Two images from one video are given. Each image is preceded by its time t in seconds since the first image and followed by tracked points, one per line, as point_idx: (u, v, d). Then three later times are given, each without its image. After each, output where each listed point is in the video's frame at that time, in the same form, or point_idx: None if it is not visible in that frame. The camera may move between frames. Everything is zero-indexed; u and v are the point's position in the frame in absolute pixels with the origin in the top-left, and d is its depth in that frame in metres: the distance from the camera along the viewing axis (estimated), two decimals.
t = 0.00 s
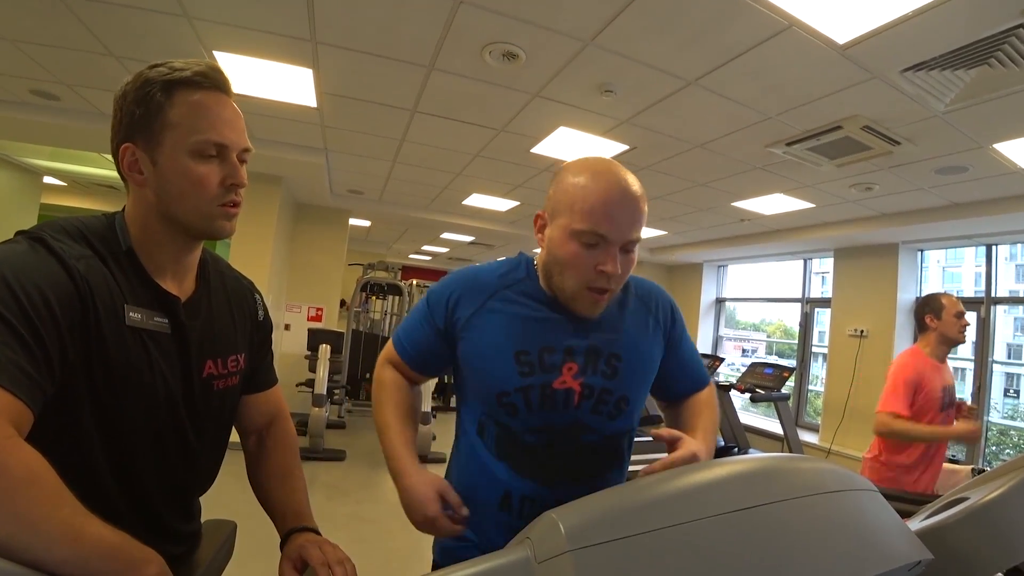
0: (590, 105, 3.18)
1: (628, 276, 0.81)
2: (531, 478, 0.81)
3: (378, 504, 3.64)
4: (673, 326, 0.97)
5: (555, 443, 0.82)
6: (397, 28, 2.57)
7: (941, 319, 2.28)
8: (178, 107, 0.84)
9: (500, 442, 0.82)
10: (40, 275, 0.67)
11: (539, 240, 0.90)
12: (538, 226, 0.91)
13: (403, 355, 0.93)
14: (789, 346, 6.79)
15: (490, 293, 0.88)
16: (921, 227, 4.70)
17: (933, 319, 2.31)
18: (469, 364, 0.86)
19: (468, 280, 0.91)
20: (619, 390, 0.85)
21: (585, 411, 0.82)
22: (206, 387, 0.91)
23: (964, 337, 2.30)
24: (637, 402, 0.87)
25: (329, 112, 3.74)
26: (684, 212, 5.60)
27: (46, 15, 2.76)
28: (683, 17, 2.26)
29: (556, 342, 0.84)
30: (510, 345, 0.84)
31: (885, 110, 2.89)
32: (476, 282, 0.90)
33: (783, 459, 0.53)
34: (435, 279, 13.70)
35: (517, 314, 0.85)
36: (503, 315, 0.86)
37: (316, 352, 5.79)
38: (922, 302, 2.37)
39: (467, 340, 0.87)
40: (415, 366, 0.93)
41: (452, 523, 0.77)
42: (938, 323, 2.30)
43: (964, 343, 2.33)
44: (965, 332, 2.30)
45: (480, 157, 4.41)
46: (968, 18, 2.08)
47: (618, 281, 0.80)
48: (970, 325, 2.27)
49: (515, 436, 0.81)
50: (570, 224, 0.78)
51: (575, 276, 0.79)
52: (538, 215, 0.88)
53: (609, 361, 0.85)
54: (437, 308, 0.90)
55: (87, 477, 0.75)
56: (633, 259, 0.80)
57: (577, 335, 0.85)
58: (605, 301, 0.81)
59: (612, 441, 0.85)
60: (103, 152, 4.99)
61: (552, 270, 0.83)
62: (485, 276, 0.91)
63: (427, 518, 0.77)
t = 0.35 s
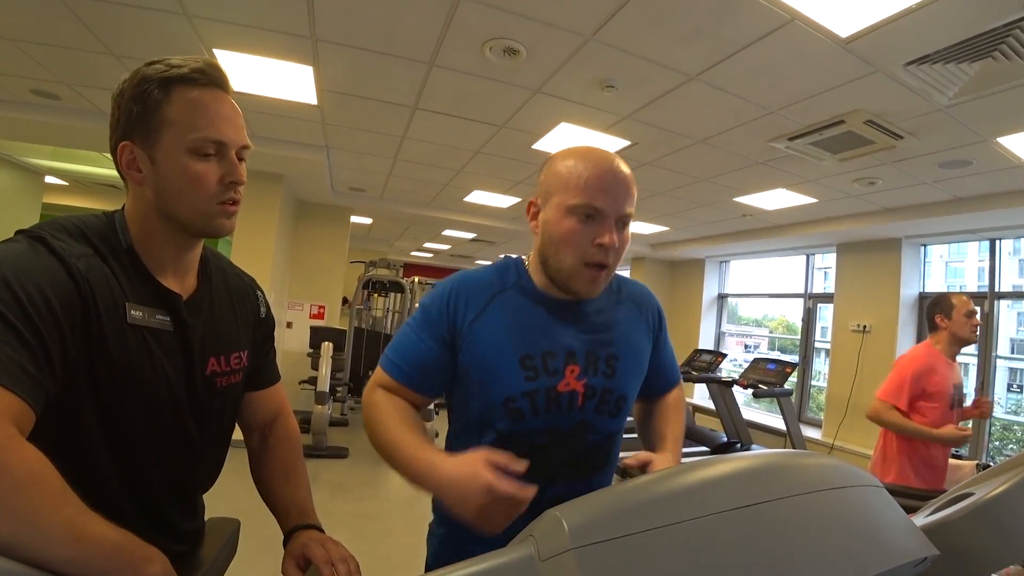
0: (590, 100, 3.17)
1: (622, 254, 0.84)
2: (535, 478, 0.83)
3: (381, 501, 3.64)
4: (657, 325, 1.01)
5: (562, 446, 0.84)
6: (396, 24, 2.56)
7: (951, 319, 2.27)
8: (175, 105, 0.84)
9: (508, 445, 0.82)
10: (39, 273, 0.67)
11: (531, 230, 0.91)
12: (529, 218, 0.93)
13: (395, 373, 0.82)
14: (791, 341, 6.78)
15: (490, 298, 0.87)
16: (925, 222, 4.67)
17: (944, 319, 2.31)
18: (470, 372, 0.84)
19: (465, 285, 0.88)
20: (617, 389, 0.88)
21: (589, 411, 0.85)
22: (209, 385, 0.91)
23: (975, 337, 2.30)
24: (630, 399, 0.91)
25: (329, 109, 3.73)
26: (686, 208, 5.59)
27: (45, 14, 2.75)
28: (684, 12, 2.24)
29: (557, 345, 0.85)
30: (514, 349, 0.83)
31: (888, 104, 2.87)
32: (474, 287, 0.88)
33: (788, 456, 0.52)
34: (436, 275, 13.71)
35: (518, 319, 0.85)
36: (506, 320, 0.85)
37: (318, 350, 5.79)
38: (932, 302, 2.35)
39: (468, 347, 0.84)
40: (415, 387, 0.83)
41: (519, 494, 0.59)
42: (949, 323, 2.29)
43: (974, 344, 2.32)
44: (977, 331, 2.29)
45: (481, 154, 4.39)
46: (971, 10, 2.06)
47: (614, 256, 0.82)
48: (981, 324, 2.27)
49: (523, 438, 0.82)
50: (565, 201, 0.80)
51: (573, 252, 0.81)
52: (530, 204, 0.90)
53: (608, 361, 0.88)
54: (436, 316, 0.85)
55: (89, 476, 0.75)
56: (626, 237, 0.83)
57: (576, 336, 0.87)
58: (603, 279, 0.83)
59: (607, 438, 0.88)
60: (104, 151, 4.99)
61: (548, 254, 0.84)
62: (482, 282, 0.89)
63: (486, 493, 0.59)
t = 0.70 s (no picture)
0: (591, 98, 3.16)
1: (648, 257, 0.92)
2: (557, 474, 0.88)
3: (384, 500, 3.65)
4: (670, 342, 1.09)
5: (583, 442, 0.89)
6: (396, 23, 2.56)
7: (950, 314, 2.27)
8: (175, 106, 0.84)
9: (534, 439, 0.88)
10: (40, 275, 0.67)
11: (563, 238, 1.00)
12: (561, 228, 1.02)
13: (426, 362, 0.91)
14: (794, 339, 6.77)
15: (521, 301, 0.95)
16: (927, 218, 4.66)
17: (943, 315, 2.30)
18: (502, 368, 0.91)
19: (499, 288, 0.97)
20: (635, 393, 0.94)
21: (609, 411, 0.91)
22: (210, 385, 0.92)
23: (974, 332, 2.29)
24: (646, 405, 0.97)
25: (330, 109, 3.73)
26: (687, 205, 5.58)
27: (46, 16, 2.76)
28: (684, 9, 2.24)
29: (581, 347, 0.93)
30: (543, 348, 0.91)
31: (890, 99, 2.86)
32: (506, 290, 0.97)
33: (789, 454, 0.52)
34: (438, 274, 13.71)
35: (545, 321, 0.93)
36: (536, 320, 0.93)
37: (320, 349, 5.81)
38: (933, 297, 2.35)
39: (501, 344, 0.92)
40: (448, 382, 0.92)
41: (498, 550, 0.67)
42: (948, 319, 2.28)
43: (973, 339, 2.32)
44: (975, 328, 2.29)
45: (482, 152, 4.39)
46: (972, 5, 2.05)
47: (642, 257, 0.91)
48: (980, 322, 2.27)
49: (547, 433, 0.88)
50: (597, 209, 0.90)
51: (604, 253, 0.89)
52: (562, 214, 0.99)
53: (626, 365, 0.95)
54: (471, 314, 0.94)
55: (93, 476, 0.75)
56: (651, 242, 0.93)
57: (598, 340, 0.95)
58: (631, 279, 0.92)
59: (624, 441, 0.94)
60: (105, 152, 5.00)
61: (580, 257, 0.93)
62: (514, 286, 0.98)
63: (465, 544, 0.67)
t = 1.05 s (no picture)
0: (590, 97, 3.17)
1: (617, 261, 0.93)
2: (539, 478, 0.88)
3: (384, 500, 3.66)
4: (664, 334, 1.04)
5: (564, 447, 0.89)
6: (395, 23, 2.56)
7: (955, 308, 2.26)
8: (174, 105, 0.84)
9: (511, 447, 0.90)
10: (39, 275, 0.67)
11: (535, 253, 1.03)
12: (533, 244, 1.04)
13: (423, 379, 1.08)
14: (793, 337, 6.77)
15: (492, 316, 0.98)
16: (926, 216, 4.67)
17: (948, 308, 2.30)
18: (477, 383, 0.95)
19: (473, 307, 1.01)
20: (618, 394, 0.91)
21: (589, 416, 0.89)
22: (209, 385, 0.92)
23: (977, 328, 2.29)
24: (637, 404, 0.94)
25: (329, 109, 3.73)
26: (687, 204, 5.58)
27: (44, 17, 2.75)
28: (682, 8, 2.24)
29: (556, 354, 0.92)
30: (514, 360, 0.92)
31: (888, 97, 2.86)
32: (478, 308, 1.00)
33: (788, 449, 0.53)
34: (438, 274, 13.71)
35: (515, 333, 0.94)
36: (507, 332, 0.95)
37: (320, 349, 5.81)
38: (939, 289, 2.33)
39: (475, 360, 0.96)
40: (437, 393, 1.08)
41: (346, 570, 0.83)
42: (952, 313, 2.28)
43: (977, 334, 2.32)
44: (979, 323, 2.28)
45: (481, 152, 4.39)
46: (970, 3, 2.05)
47: (610, 261, 0.92)
48: (984, 316, 2.25)
49: (524, 441, 0.89)
50: (562, 218, 0.93)
51: (571, 260, 0.91)
52: (532, 229, 1.02)
53: (607, 367, 0.92)
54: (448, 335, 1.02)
55: (93, 476, 0.75)
56: (619, 248, 0.94)
57: (575, 345, 0.93)
58: (602, 285, 0.92)
59: (614, 441, 0.91)
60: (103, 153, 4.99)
61: (550, 267, 0.94)
62: (488, 302, 1.01)
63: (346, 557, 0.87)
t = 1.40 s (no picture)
0: (588, 99, 3.17)
1: (612, 253, 0.97)
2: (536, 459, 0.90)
3: (382, 501, 3.65)
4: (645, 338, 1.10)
5: (563, 437, 0.91)
6: (393, 25, 2.56)
7: (949, 307, 2.27)
8: (172, 108, 0.84)
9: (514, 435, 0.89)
10: (36, 276, 0.67)
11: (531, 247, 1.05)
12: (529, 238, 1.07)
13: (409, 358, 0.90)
14: (790, 338, 6.79)
15: (501, 303, 0.95)
16: (923, 217, 4.68)
17: (943, 307, 2.30)
18: (484, 370, 0.91)
19: (479, 290, 0.96)
20: (615, 385, 0.96)
21: (589, 406, 0.92)
22: (206, 386, 0.92)
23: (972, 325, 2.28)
24: (626, 397, 0.99)
25: (327, 110, 3.73)
26: (684, 205, 5.59)
27: (41, 17, 2.75)
28: (680, 10, 2.25)
29: (561, 345, 0.94)
30: (523, 349, 0.91)
31: (885, 99, 2.87)
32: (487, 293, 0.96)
33: (783, 451, 0.53)
34: (435, 275, 13.71)
35: (525, 323, 0.94)
36: (517, 321, 0.94)
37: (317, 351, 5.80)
38: (934, 289, 2.35)
39: (484, 345, 0.92)
40: (433, 376, 0.89)
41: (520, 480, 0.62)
42: (946, 311, 2.29)
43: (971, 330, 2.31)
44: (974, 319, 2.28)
45: (479, 153, 4.40)
46: (966, 5, 2.06)
47: (606, 253, 0.96)
48: (979, 313, 2.26)
49: (528, 429, 0.90)
50: (560, 212, 0.96)
51: (571, 252, 0.94)
52: (529, 223, 1.05)
53: (606, 360, 0.96)
54: (455, 314, 0.92)
55: (90, 477, 0.75)
56: (613, 241, 0.98)
57: (577, 337, 0.96)
58: (598, 276, 0.96)
59: (603, 432, 0.96)
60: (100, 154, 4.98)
61: (548, 259, 0.97)
62: (494, 288, 0.97)
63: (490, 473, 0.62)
